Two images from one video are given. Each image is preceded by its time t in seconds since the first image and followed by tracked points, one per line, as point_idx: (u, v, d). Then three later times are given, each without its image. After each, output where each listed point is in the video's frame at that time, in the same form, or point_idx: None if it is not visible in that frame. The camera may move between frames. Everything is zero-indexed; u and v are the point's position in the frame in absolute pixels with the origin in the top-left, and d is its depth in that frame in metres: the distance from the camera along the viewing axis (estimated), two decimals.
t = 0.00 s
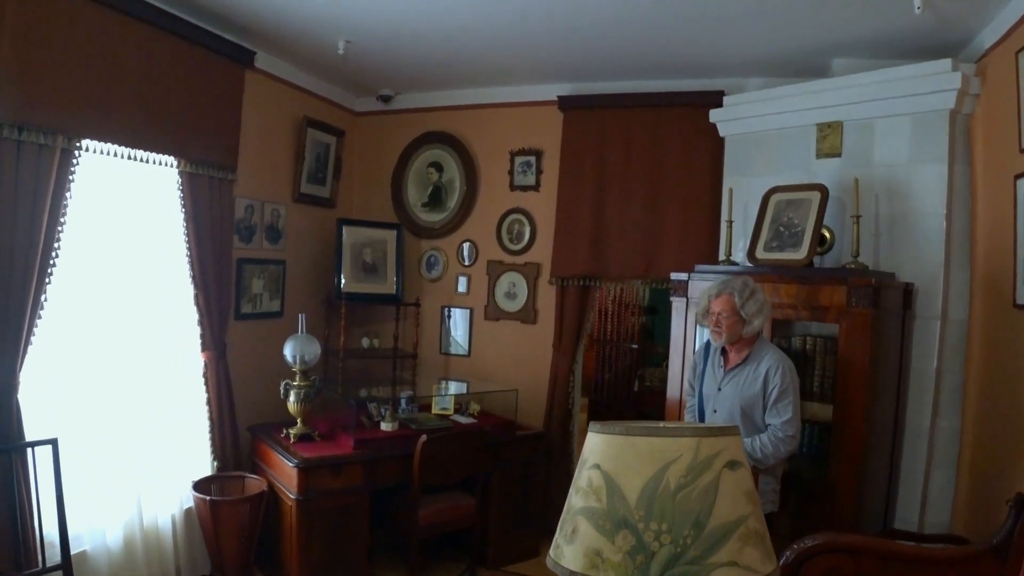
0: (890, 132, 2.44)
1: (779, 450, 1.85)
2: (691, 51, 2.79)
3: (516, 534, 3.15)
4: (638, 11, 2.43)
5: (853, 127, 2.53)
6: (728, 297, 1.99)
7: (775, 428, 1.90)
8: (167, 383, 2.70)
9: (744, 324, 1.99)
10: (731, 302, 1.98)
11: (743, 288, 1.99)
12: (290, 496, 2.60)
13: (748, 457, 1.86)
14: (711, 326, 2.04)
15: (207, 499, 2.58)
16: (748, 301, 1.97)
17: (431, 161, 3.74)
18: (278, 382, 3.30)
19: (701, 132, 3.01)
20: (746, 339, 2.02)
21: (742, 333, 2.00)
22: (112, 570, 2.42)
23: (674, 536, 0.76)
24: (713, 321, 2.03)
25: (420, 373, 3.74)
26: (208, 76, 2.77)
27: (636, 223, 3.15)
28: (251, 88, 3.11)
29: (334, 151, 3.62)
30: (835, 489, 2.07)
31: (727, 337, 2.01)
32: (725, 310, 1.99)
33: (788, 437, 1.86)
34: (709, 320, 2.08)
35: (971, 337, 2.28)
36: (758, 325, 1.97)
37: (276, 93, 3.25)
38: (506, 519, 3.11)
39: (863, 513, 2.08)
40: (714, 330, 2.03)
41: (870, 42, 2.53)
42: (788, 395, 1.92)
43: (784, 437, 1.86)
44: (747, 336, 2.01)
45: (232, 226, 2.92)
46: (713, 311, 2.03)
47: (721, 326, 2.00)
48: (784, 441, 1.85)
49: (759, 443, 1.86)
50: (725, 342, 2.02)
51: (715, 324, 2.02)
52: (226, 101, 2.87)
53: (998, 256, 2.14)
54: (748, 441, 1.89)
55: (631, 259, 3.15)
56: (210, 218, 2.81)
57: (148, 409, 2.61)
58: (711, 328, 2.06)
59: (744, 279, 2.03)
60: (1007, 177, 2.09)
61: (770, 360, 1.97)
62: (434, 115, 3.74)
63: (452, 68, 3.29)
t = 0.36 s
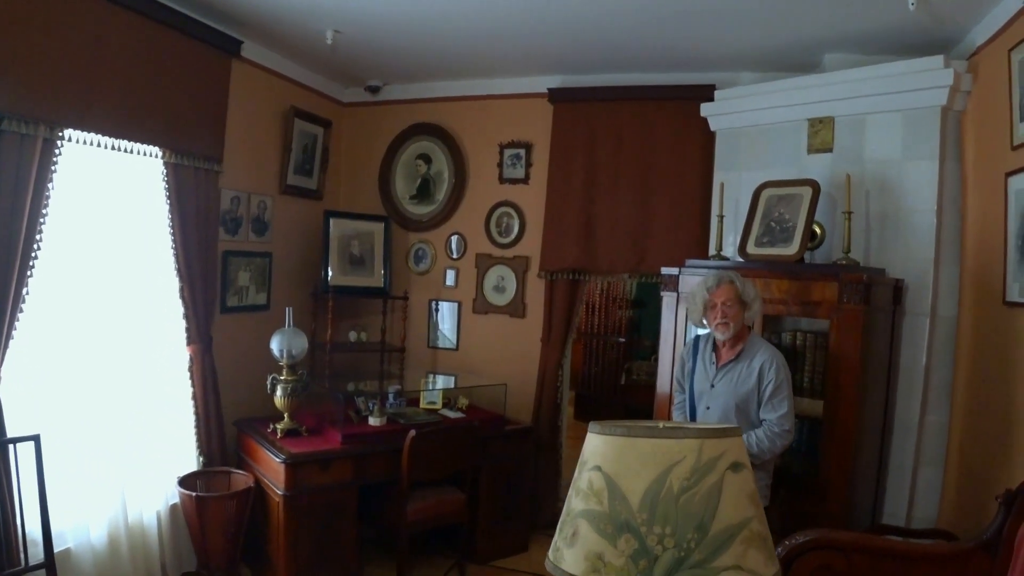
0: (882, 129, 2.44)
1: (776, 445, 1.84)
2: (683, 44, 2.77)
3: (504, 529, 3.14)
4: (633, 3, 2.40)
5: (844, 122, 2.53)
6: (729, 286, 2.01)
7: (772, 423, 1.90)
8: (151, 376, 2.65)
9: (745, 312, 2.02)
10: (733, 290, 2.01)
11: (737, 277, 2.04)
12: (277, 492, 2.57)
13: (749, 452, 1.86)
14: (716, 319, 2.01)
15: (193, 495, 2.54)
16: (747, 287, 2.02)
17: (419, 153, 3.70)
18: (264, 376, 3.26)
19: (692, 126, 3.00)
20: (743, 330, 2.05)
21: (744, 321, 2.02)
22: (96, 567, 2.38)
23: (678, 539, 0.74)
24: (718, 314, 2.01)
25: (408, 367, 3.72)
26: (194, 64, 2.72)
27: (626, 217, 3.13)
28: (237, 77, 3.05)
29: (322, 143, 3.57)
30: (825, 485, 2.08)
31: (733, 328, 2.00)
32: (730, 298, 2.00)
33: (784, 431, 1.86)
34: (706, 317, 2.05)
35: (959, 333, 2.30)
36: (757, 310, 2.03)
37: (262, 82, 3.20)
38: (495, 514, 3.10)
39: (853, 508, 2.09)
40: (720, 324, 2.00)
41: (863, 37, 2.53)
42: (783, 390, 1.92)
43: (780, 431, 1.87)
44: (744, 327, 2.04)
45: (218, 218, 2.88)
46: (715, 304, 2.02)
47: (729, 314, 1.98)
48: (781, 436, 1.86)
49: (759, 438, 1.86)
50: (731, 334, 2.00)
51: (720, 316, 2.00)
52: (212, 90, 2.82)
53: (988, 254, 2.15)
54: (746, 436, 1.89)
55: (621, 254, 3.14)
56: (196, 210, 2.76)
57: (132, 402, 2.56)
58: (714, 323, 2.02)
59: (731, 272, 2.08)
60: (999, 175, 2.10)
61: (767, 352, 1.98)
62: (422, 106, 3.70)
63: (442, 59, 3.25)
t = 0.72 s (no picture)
0: (870, 122, 2.45)
1: (769, 437, 1.87)
2: (673, 37, 2.76)
3: (494, 523, 3.14)
4: None
5: (833, 116, 2.54)
6: (717, 281, 2.00)
7: (765, 416, 1.91)
8: (136, 374, 2.60)
9: (733, 307, 2.01)
10: (722, 286, 1.99)
11: (728, 272, 2.02)
12: (265, 489, 2.54)
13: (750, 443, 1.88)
14: (703, 315, 2.00)
15: (179, 492, 2.51)
16: (736, 283, 2.01)
17: (406, 146, 3.66)
18: (249, 372, 3.22)
19: (680, 120, 3.00)
20: (732, 325, 2.04)
21: (732, 317, 2.01)
22: (81, 567, 2.34)
23: (682, 537, 0.74)
24: (706, 310, 1.99)
25: (395, 361, 3.70)
26: (177, 55, 2.66)
27: (614, 210, 3.13)
28: (221, 68, 3.00)
29: (307, 135, 3.53)
30: (814, 477, 2.10)
31: (721, 324, 1.99)
32: (719, 294, 1.98)
33: (778, 423, 1.88)
34: (695, 311, 2.04)
35: (947, 325, 2.32)
36: (747, 306, 2.01)
37: (247, 74, 3.15)
38: (484, 508, 3.10)
39: (842, 500, 2.11)
40: (707, 319, 1.99)
41: (851, 31, 2.53)
42: (774, 383, 1.93)
43: (772, 423, 1.88)
44: (733, 322, 2.03)
45: (202, 212, 2.83)
46: (703, 298, 2.01)
47: (716, 310, 1.97)
48: (774, 428, 1.88)
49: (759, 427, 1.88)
50: (719, 330, 1.99)
51: (707, 311, 1.99)
52: (196, 82, 2.77)
53: (976, 247, 2.17)
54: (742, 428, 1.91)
55: (610, 247, 3.13)
56: (180, 204, 2.71)
57: (117, 400, 2.51)
58: (701, 318, 2.01)
59: (722, 267, 2.07)
60: (987, 169, 2.12)
61: (756, 347, 1.98)
62: (409, 98, 3.66)
63: (430, 51, 3.22)
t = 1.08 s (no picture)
0: (863, 115, 2.45)
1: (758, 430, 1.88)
2: (667, 28, 2.74)
3: (483, 514, 3.13)
4: None
5: (826, 108, 2.53)
6: (707, 275, 1.98)
7: (755, 408, 1.92)
8: (122, 364, 2.56)
9: (723, 301, 2.00)
10: (711, 280, 1.97)
11: (718, 265, 2.00)
12: (252, 481, 2.51)
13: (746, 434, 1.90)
14: (693, 308, 1.99)
15: (165, 484, 2.48)
16: (726, 277, 1.98)
17: (396, 134, 3.62)
18: (236, 362, 3.19)
19: (673, 110, 2.98)
20: (722, 318, 2.03)
21: (721, 310, 2.00)
22: (66, 560, 2.31)
23: (687, 532, 0.73)
24: (695, 304, 1.98)
25: (384, 351, 3.67)
26: (164, 40, 2.61)
27: (606, 201, 3.11)
28: (208, 54, 2.94)
29: (296, 123, 3.48)
30: (805, 468, 2.10)
31: (710, 317, 1.98)
32: (708, 288, 1.96)
33: (767, 416, 1.89)
34: (685, 304, 2.03)
35: (937, 319, 2.34)
36: (737, 299, 2.00)
37: (235, 60, 3.09)
38: (474, 499, 3.09)
39: (832, 492, 2.12)
40: (696, 313, 1.98)
41: (845, 24, 2.53)
42: (764, 375, 1.93)
43: (763, 417, 1.88)
44: (723, 315, 2.02)
45: (189, 200, 2.78)
46: (692, 292, 2.00)
47: (705, 304, 1.96)
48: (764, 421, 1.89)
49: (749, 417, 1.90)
50: (708, 324, 1.99)
51: (697, 305, 1.98)
52: (183, 67, 2.71)
53: (967, 241, 2.18)
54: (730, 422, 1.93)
55: (602, 238, 3.12)
56: (167, 191, 2.66)
57: (101, 390, 2.47)
58: (691, 312, 2.00)
59: (713, 258, 2.04)
60: (979, 163, 2.13)
61: (746, 340, 1.97)
62: (399, 86, 3.62)
63: (422, 39, 3.17)
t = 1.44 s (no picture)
0: (856, 107, 2.45)
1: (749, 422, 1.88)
2: (661, 18, 2.71)
3: (473, 507, 3.12)
4: None
5: (819, 100, 2.52)
6: (697, 266, 1.96)
7: (746, 400, 1.91)
8: (107, 356, 2.51)
9: (713, 292, 1.98)
10: (702, 270, 1.96)
11: (709, 256, 1.98)
12: (240, 474, 2.49)
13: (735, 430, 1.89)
14: (683, 299, 1.98)
15: (151, 477, 2.44)
16: (716, 268, 1.97)
17: (385, 124, 3.58)
18: (224, 354, 3.14)
19: (665, 101, 2.96)
20: (713, 308, 2.02)
21: (712, 301, 1.99)
22: (51, 556, 2.27)
23: (690, 525, 0.71)
24: (685, 294, 1.97)
25: (373, 343, 3.64)
26: (150, 26, 2.55)
27: (598, 193, 3.09)
28: (195, 40, 2.88)
29: (284, 112, 3.42)
30: (797, 460, 2.11)
31: (700, 308, 1.97)
32: (698, 279, 1.95)
33: (759, 408, 1.89)
34: (675, 294, 2.03)
35: (929, 311, 2.35)
36: (727, 290, 1.98)
37: (222, 48, 3.03)
38: (464, 492, 3.08)
39: (823, 484, 2.12)
40: (686, 304, 1.97)
41: (838, 15, 2.51)
42: (756, 367, 1.92)
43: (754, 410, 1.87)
44: (713, 306, 2.01)
45: (176, 189, 2.73)
46: (682, 283, 1.99)
47: (694, 295, 1.95)
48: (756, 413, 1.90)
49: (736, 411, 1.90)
50: (698, 314, 1.98)
51: (686, 296, 1.97)
52: (170, 54, 2.66)
53: (959, 234, 2.18)
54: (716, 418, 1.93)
55: (593, 230, 3.10)
56: (152, 180, 2.61)
57: (86, 383, 2.42)
58: (681, 302, 1.99)
59: (705, 249, 2.02)
60: (973, 156, 2.13)
61: (737, 331, 1.96)
62: (389, 75, 3.57)
63: (413, 28, 3.13)
